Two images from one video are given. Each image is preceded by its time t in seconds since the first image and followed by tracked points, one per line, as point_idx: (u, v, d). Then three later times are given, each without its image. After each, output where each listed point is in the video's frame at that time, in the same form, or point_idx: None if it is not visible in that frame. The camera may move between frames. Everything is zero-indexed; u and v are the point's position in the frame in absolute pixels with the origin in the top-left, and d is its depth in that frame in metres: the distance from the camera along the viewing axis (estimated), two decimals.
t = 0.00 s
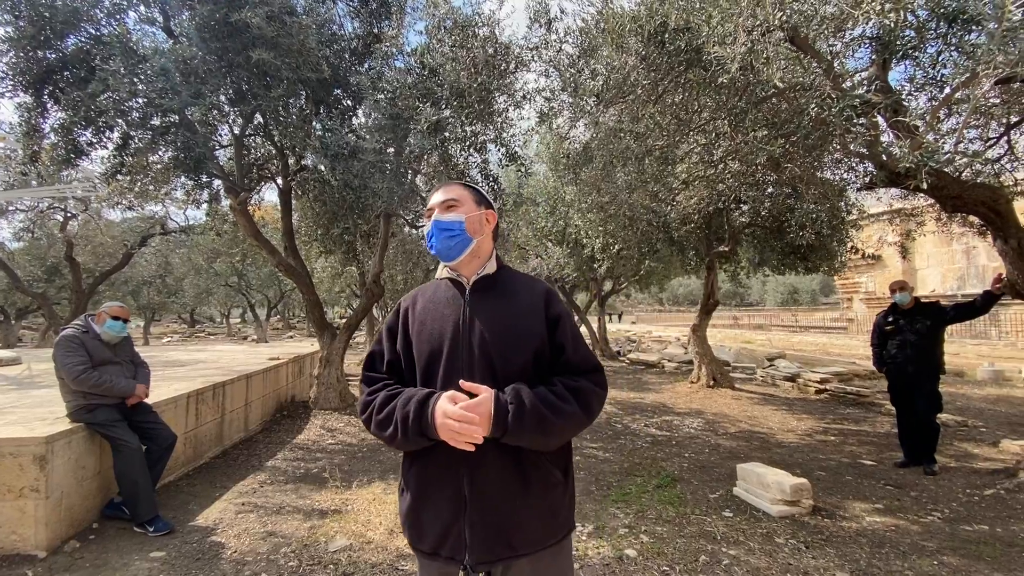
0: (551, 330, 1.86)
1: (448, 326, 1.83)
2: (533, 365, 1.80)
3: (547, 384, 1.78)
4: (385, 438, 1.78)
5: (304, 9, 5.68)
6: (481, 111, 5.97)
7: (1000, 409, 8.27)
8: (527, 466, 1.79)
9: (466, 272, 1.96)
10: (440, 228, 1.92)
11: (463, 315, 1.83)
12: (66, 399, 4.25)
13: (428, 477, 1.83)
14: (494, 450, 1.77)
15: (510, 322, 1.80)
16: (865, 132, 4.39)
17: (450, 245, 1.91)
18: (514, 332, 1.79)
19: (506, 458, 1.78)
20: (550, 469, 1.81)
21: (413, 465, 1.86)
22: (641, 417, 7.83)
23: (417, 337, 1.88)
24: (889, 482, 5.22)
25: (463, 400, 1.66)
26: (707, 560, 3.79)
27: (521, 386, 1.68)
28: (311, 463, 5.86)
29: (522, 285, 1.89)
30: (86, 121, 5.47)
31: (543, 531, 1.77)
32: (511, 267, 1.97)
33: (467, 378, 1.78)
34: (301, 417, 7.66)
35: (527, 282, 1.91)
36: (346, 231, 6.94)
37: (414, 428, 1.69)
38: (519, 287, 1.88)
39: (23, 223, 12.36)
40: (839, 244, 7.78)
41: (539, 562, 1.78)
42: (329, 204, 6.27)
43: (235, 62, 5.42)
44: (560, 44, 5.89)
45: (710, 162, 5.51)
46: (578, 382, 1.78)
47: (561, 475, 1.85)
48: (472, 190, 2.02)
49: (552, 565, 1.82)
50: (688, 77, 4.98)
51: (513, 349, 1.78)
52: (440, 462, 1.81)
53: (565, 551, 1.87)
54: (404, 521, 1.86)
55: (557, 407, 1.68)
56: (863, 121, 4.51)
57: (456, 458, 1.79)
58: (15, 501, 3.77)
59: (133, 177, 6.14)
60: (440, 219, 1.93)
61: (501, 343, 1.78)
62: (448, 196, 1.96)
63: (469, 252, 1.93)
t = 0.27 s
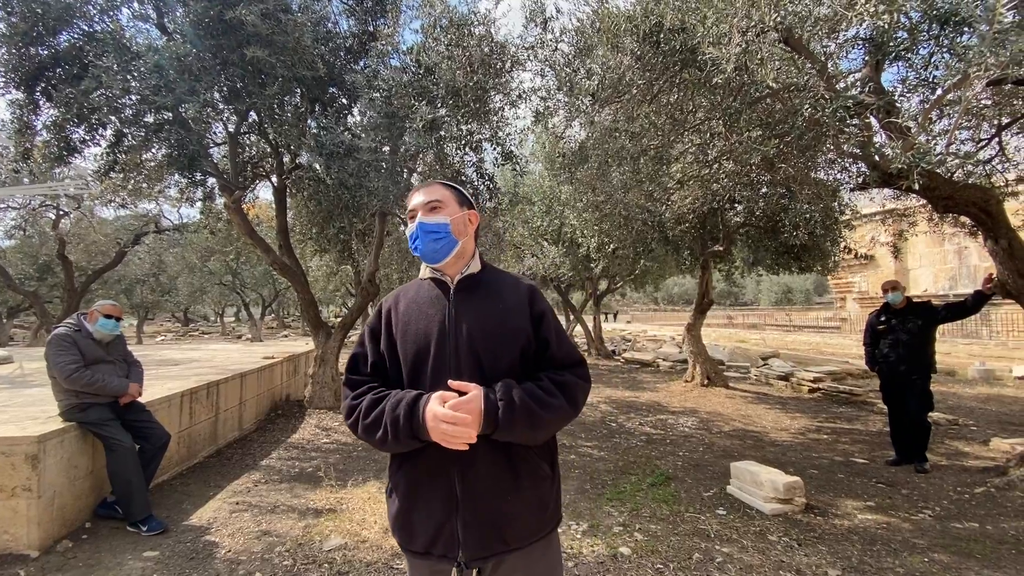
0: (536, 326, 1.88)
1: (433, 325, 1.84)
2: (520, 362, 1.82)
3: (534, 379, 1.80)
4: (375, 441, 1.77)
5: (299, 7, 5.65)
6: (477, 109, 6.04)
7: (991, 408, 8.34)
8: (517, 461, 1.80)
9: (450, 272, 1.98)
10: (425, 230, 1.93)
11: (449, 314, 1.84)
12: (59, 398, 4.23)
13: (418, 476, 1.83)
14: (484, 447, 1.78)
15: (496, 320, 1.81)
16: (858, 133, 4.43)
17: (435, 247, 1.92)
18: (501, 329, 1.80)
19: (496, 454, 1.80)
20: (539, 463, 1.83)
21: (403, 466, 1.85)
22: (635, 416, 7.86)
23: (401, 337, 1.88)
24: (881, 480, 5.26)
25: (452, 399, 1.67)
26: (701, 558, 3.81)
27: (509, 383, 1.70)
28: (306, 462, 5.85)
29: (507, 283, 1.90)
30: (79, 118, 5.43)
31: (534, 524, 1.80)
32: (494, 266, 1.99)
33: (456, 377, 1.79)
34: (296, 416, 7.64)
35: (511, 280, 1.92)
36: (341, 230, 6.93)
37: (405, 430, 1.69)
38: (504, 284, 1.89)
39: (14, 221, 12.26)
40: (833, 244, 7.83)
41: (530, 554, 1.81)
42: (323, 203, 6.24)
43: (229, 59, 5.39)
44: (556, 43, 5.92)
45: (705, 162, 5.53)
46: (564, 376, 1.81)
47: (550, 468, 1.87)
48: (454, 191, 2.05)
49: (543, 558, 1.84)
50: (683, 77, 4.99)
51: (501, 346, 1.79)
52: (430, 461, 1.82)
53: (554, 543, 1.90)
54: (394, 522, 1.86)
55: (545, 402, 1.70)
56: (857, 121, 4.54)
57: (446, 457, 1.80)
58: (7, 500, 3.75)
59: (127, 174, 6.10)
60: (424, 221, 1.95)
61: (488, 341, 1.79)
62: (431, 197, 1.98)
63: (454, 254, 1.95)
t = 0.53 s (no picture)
0: (535, 324, 1.89)
1: (434, 323, 1.84)
2: (519, 359, 1.83)
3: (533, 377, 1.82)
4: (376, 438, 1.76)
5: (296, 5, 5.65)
6: (474, 108, 6.05)
7: (986, 407, 8.38)
8: (516, 459, 1.81)
9: (451, 271, 1.99)
10: (428, 229, 1.93)
11: (449, 312, 1.85)
12: (55, 396, 4.22)
13: (418, 474, 1.83)
14: (484, 444, 1.79)
15: (496, 318, 1.82)
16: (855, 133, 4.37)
17: (438, 246, 1.92)
18: (501, 327, 1.81)
19: (495, 451, 1.80)
20: (538, 460, 1.84)
21: (402, 464, 1.85)
22: (632, 415, 7.87)
23: (401, 335, 1.87)
24: (876, 478, 5.28)
25: (453, 395, 1.66)
26: (697, 556, 3.82)
27: (510, 380, 1.71)
28: (303, 461, 5.84)
29: (506, 281, 1.92)
30: (75, 116, 5.40)
31: (534, 521, 1.80)
32: (494, 265, 2.00)
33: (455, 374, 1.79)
34: (293, 415, 7.63)
35: (511, 279, 1.94)
36: (338, 228, 6.92)
37: (406, 427, 1.69)
38: (503, 283, 1.91)
39: (10, 219, 12.21)
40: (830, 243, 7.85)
41: (530, 551, 1.81)
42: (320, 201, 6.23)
43: (226, 57, 5.38)
44: (553, 42, 5.94)
45: (703, 161, 5.55)
46: (563, 374, 1.82)
47: (549, 465, 1.88)
48: (456, 190, 2.06)
49: (543, 554, 1.85)
50: (680, 77, 5.05)
51: (500, 344, 1.80)
52: (430, 458, 1.82)
53: (554, 540, 1.90)
54: (394, 520, 1.86)
55: (545, 399, 1.71)
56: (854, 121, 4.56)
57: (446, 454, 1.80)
58: (3, 499, 3.74)
59: (123, 172, 6.08)
60: (428, 220, 1.94)
61: (488, 339, 1.80)
62: (434, 196, 1.98)
63: (457, 253, 1.96)
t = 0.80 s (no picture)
0: (546, 324, 1.89)
1: (445, 321, 1.84)
2: (530, 359, 1.83)
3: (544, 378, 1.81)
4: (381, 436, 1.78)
5: (297, 3, 5.65)
6: (473, 106, 5.99)
7: (987, 407, 8.37)
8: (525, 458, 1.80)
9: (463, 269, 1.97)
10: (443, 228, 1.92)
11: (461, 309, 1.84)
12: (55, 395, 4.23)
13: (427, 470, 1.83)
14: (492, 442, 1.79)
15: (508, 316, 1.82)
16: (856, 131, 4.45)
17: (453, 245, 1.91)
18: (512, 326, 1.81)
19: (504, 450, 1.80)
20: (546, 460, 1.84)
21: (411, 460, 1.86)
22: (632, 413, 7.87)
23: (413, 332, 1.87)
24: (876, 478, 5.28)
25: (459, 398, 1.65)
26: (697, 555, 3.82)
27: (522, 380, 1.71)
28: (303, 459, 5.85)
29: (519, 281, 1.91)
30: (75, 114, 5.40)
31: (541, 521, 1.80)
32: (507, 265, 1.99)
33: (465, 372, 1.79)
34: (293, 413, 7.64)
35: (524, 279, 1.93)
36: (338, 227, 6.92)
37: (411, 426, 1.69)
38: (516, 282, 1.90)
39: (11, 217, 12.23)
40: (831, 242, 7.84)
41: (536, 552, 1.81)
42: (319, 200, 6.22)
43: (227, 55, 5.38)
44: (554, 40, 5.90)
45: (704, 160, 5.55)
46: (573, 376, 1.82)
47: (557, 466, 1.87)
48: (472, 189, 2.05)
49: (549, 555, 1.84)
50: (681, 75, 5.05)
51: (511, 343, 1.80)
52: (439, 455, 1.82)
53: (559, 541, 1.89)
54: (402, 516, 1.87)
55: (556, 401, 1.71)
56: (855, 120, 4.56)
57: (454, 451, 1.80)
58: (4, 496, 3.74)
59: (123, 170, 6.08)
60: (443, 219, 1.93)
61: (499, 337, 1.80)
62: (449, 195, 1.97)
63: (471, 253, 1.94)
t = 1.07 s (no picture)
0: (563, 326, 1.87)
1: (461, 317, 1.80)
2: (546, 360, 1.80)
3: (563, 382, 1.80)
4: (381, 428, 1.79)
5: (300, 2, 5.66)
6: (476, 105, 6.00)
7: (993, 407, 8.30)
8: (536, 460, 1.76)
9: (481, 268, 1.96)
10: (460, 226, 1.91)
11: (477, 307, 1.82)
12: (58, 393, 4.24)
13: (435, 469, 1.79)
14: (504, 443, 1.74)
15: (527, 317, 1.79)
16: (861, 130, 4.32)
17: (470, 244, 1.90)
18: (530, 326, 1.78)
19: (516, 451, 1.75)
20: (558, 463, 1.79)
21: (420, 458, 1.82)
22: (635, 413, 7.86)
23: (426, 329, 1.83)
24: (880, 478, 5.25)
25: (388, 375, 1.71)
26: (698, 555, 3.81)
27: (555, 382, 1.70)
28: (305, 458, 5.86)
29: (535, 281, 1.90)
30: (78, 114, 5.42)
31: (550, 525, 1.76)
32: (525, 264, 1.97)
33: (479, 371, 1.76)
34: (296, 412, 7.66)
35: (540, 280, 1.92)
36: (340, 226, 6.92)
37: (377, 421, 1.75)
38: (533, 283, 1.89)
39: (17, 216, 12.31)
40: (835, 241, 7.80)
41: (544, 556, 1.76)
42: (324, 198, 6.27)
43: (229, 55, 5.39)
44: (556, 38, 5.89)
45: (707, 158, 5.53)
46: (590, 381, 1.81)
47: (568, 469, 1.83)
48: (492, 187, 2.02)
49: (557, 560, 1.80)
50: (683, 73, 4.98)
51: (528, 343, 1.77)
52: (448, 454, 1.77)
53: (568, 546, 1.85)
54: (408, 514, 1.83)
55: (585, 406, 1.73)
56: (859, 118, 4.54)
57: (464, 450, 1.75)
58: (7, 494, 3.76)
59: (127, 169, 6.10)
60: (461, 217, 1.92)
61: (516, 337, 1.76)
62: (468, 192, 1.96)
63: (488, 252, 1.92)
